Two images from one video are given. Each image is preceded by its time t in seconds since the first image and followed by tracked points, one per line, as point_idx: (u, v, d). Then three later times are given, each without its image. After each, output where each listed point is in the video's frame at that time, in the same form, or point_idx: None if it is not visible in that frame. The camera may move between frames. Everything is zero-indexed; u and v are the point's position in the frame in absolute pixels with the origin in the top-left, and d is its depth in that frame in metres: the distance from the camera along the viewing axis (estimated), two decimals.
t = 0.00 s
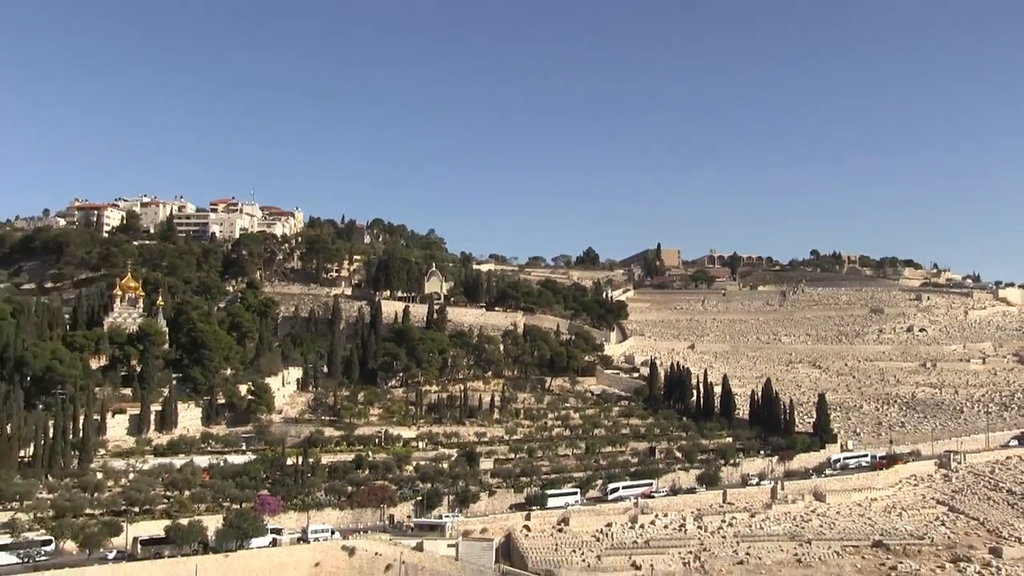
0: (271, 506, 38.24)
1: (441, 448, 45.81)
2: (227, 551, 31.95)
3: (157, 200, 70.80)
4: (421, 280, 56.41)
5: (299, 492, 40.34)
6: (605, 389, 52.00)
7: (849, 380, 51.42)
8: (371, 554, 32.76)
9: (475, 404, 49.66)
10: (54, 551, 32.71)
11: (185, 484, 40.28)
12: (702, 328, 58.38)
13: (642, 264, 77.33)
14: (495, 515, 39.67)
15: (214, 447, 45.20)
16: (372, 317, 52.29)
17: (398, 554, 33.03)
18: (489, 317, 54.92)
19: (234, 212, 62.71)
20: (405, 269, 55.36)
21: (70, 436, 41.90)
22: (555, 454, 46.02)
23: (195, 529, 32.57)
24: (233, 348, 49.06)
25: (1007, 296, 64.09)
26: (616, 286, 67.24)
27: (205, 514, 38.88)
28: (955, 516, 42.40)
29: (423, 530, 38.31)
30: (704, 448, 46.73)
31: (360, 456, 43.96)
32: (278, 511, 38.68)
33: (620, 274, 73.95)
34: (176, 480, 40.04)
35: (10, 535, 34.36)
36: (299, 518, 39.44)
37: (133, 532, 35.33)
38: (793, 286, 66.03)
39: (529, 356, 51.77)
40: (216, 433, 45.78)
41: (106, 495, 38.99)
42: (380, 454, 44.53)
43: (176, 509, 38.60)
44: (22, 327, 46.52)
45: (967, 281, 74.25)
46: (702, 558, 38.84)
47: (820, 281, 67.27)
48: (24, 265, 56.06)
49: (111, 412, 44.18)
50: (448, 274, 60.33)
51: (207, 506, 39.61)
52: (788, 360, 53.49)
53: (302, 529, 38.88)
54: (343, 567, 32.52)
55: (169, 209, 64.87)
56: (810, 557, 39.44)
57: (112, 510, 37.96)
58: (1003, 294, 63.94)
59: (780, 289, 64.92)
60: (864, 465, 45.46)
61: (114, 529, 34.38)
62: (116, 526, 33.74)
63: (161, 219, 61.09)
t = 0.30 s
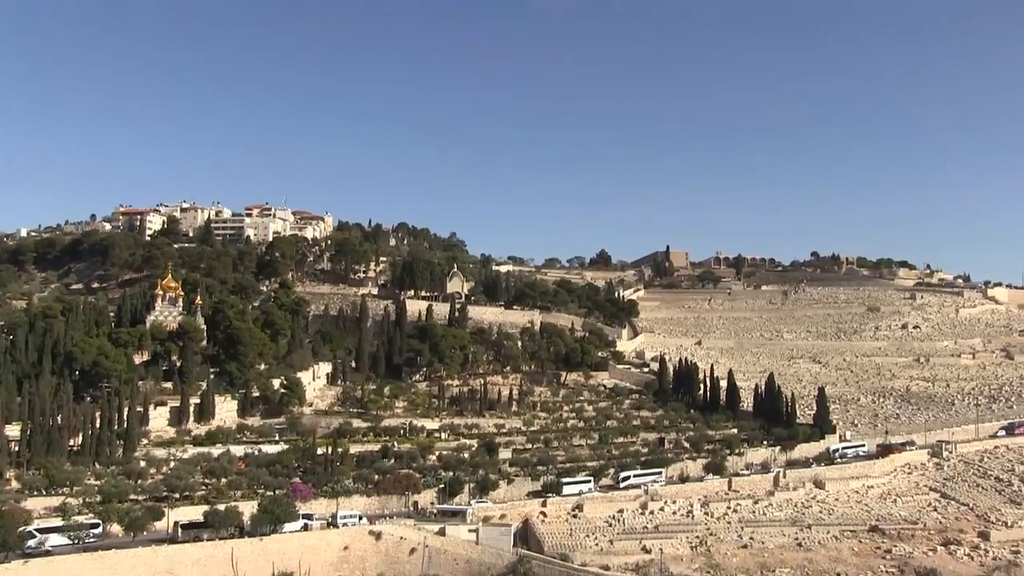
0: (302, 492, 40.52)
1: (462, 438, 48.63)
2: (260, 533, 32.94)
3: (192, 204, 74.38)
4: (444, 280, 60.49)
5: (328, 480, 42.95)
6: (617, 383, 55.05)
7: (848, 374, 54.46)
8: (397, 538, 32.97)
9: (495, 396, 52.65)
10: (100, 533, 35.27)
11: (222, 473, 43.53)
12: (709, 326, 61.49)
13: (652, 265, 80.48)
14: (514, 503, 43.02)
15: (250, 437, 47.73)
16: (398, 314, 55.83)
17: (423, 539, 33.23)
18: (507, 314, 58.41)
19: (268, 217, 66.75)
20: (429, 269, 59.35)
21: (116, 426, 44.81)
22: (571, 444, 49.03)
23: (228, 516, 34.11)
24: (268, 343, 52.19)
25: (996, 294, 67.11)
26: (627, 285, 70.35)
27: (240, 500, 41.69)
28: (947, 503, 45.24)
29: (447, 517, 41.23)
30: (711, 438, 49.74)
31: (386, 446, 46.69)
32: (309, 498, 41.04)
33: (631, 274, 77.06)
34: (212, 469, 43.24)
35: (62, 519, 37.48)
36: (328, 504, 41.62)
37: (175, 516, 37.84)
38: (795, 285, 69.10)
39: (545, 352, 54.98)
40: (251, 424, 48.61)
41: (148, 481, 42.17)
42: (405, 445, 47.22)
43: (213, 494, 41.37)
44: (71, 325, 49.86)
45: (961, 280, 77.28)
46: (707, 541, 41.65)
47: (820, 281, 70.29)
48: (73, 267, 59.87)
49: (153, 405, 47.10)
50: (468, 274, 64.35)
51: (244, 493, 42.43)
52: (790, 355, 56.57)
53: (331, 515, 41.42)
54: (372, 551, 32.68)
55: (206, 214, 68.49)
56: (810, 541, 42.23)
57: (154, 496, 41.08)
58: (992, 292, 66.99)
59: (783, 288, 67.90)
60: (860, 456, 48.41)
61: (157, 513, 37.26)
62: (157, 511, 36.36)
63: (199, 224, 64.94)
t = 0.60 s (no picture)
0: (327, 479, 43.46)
1: (477, 429, 51.80)
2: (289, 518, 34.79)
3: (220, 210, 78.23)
4: (460, 280, 63.97)
5: (352, 468, 45.79)
6: (624, 378, 58.36)
7: (841, 369, 57.76)
8: (416, 522, 35.47)
9: (508, 390, 55.93)
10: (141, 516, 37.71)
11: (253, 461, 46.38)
12: (710, 324, 64.90)
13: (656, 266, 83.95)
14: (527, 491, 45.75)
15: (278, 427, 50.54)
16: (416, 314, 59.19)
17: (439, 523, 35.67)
18: (520, 313, 61.86)
19: (294, 222, 70.52)
20: (446, 270, 62.93)
21: (154, 418, 47.89)
22: (580, 434, 52.25)
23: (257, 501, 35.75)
24: (295, 340, 55.51)
25: (980, 294, 70.56)
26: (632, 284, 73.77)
27: (269, 486, 43.92)
28: (933, 489, 48.17)
29: (464, 502, 44.34)
30: (712, 429, 52.94)
31: (406, 436, 49.79)
32: (335, 485, 43.99)
33: (637, 274, 80.50)
34: (244, 457, 46.02)
35: (105, 503, 39.91)
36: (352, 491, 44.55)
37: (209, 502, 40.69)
38: (791, 285, 72.49)
39: (556, 348, 58.33)
40: (279, 416, 51.54)
41: (184, 469, 44.97)
42: (424, 435, 50.33)
43: (244, 481, 43.76)
44: (112, 323, 53.29)
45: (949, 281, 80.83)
46: (709, 527, 44.63)
47: (815, 281, 73.66)
48: (113, 268, 63.60)
49: (188, 398, 50.17)
50: (483, 275, 67.84)
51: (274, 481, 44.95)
52: (787, 352, 59.92)
53: (354, 502, 43.93)
54: (392, 534, 35.14)
55: (235, 219, 72.24)
56: (805, 526, 45.04)
57: (190, 484, 43.70)
58: (976, 292, 70.48)
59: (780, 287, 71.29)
60: (852, 445, 51.50)
61: (192, 499, 40.07)
62: (192, 497, 39.21)
63: (230, 228, 68.63)
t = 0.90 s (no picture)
0: (351, 468, 46.84)
1: (491, 420, 55.32)
2: (311, 503, 37.30)
3: (247, 215, 82.33)
4: (475, 281, 67.78)
5: (374, 457, 49.20)
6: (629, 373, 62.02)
7: (834, 364, 61.41)
8: (434, 508, 38.62)
9: (520, 383, 59.57)
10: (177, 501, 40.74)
11: (280, 450, 49.70)
12: (709, 322, 68.93)
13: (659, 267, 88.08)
14: (538, 479, 48.96)
15: (303, 419, 53.93)
16: (434, 311, 62.97)
17: (456, 509, 38.89)
18: (531, 311, 65.67)
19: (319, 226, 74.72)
20: (461, 270, 66.81)
21: (189, 409, 51.47)
22: (588, 425, 55.75)
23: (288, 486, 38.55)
24: (320, 336, 59.24)
25: (963, 293, 74.53)
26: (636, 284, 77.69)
27: (296, 474, 47.17)
28: (919, 477, 51.24)
29: (479, 489, 47.71)
30: (711, 420, 56.38)
31: (425, 427, 53.33)
32: (358, 473, 47.39)
33: (641, 274, 84.54)
34: (273, 445, 49.43)
35: (144, 488, 43.11)
36: (374, 478, 47.94)
37: (240, 488, 44.05)
38: (785, 284, 76.51)
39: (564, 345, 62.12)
40: (305, 408, 55.07)
41: (217, 458, 48.35)
42: (441, 426, 53.86)
43: (273, 469, 47.02)
44: (151, 321, 57.20)
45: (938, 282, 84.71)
46: (708, 514, 47.82)
47: (808, 280, 77.65)
48: (151, 270, 67.66)
49: (220, 391, 53.70)
50: (496, 275, 71.72)
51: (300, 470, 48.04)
52: (782, 348, 63.68)
53: (376, 489, 47.02)
54: (412, 519, 38.17)
55: (263, 223, 76.44)
56: (799, 512, 48.13)
57: (223, 471, 46.95)
58: (959, 291, 74.38)
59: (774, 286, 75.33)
60: (843, 435, 54.81)
61: (225, 485, 43.47)
62: (224, 484, 42.86)
63: (259, 232, 72.78)
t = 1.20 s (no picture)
0: (373, 455, 50.41)
1: (506, 410, 59.13)
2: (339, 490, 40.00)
3: (275, 219, 87.16)
4: (491, 282, 72.11)
5: (396, 446, 53.10)
6: (635, 368, 66.03)
7: (827, 358, 65.64)
8: (452, 494, 40.92)
9: (534, 376, 63.63)
10: (214, 486, 44.64)
11: (308, 439, 53.43)
12: (711, 319, 73.84)
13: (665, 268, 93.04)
14: (549, 467, 52.51)
15: (330, 410, 57.82)
16: (452, 311, 67.27)
17: (473, 494, 41.20)
18: (544, 310, 70.02)
19: (344, 229, 79.44)
20: (478, 271, 71.25)
21: (224, 401, 55.46)
22: (597, 415, 59.62)
23: (314, 474, 42.29)
24: (346, 333, 63.28)
25: (949, 292, 80.06)
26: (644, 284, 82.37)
27: (323, 462, 50.65)
28: (907, 465, 54.39)
29: (492, 476, 51.22)
30: (712, 412, 60.11)
31: (443, 419, 57.19)
32: (380, 461, 51.14)
33: (647, 275, 89.27)
34: (302, 435, 53.20)
35: (183, 473, 47.05)
36: (396, 466, 51.68)
37: (273, 475, 47.85)
38: (782, 285, 81.91)
39: (573, 343, 66.46)
40: (332, 399, 59.01)
41: (250, 446, 52.33)
42: (459, 417, 57.72)
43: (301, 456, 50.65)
44: (189, 318, 61.52)
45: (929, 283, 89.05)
46: (710, 499, 50.64)
47: (803, 280, 83.14)
48: (188, 272, 72.06)
49: (252, 384, 57.86)
50: (511, 275, 76.18)
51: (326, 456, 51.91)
52: (779, 344, 68.03)
53: (398, 476, 50.30)
54: (430, 504, 40.58)
55: (293, 226, 81.13)
56: (795, 497, 51.21)
57: (255, 458, 50.67)
58: (944, 290, 79.78)
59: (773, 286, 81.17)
60: (837, 426, 58.25)
61: (258, 470, 47.44)
62: (257, 470, 47.01)
63: (289, 234, 77.37)
